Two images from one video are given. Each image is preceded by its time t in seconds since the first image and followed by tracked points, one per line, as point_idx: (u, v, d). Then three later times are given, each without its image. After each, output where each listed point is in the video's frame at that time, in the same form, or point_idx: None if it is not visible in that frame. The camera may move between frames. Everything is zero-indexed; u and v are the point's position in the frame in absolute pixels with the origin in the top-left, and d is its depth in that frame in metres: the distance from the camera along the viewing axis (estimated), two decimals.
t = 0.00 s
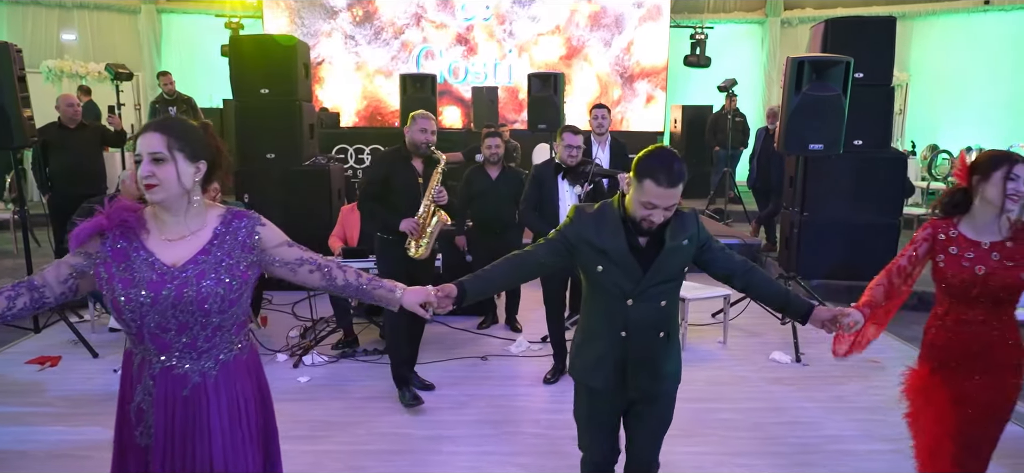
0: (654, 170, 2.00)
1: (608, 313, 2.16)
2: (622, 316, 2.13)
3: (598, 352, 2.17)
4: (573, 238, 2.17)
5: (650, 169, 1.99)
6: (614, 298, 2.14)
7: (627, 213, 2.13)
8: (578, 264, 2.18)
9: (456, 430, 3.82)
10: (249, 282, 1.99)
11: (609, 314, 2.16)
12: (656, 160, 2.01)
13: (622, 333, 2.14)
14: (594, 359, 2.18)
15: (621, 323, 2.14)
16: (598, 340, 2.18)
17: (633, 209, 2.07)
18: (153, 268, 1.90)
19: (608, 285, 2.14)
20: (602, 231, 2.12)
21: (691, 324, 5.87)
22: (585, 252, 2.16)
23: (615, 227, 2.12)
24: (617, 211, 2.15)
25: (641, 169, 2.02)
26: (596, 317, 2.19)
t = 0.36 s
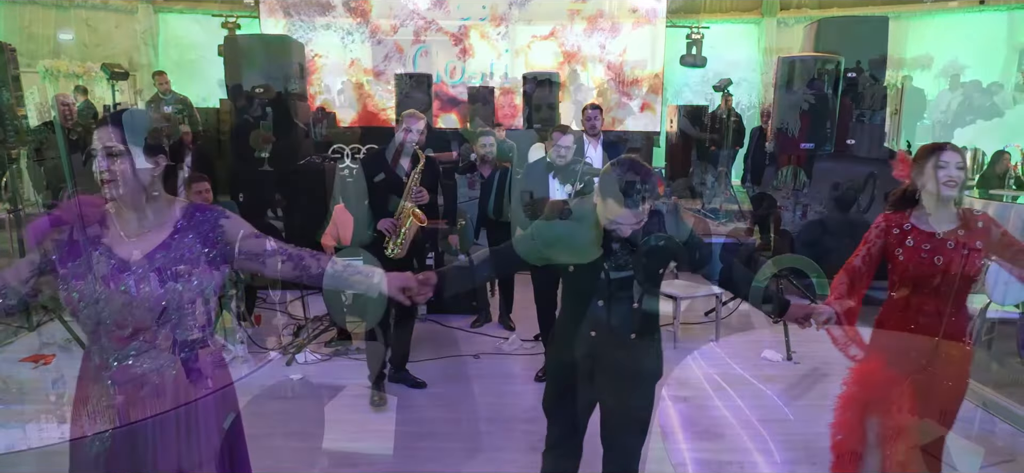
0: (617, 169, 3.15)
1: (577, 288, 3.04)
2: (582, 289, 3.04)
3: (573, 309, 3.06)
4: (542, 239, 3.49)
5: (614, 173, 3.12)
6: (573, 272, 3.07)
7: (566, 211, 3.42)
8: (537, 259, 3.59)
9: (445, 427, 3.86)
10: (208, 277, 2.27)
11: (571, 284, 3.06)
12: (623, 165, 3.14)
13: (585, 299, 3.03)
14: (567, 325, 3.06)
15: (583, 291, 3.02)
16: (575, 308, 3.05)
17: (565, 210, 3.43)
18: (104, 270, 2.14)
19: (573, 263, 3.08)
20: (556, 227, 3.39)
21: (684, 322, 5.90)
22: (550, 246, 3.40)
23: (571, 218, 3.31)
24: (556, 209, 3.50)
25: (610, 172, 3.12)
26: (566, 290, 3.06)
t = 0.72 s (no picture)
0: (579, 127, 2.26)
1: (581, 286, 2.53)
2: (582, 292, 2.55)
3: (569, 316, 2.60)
4: (543, 233, 2.46)
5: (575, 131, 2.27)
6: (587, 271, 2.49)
7: (583, 207, 2.27)
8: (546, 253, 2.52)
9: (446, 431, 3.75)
10: (197, 279, 2.36)
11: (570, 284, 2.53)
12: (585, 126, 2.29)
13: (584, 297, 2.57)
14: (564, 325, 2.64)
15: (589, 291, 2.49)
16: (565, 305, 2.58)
17: (582, 208, 2.27)
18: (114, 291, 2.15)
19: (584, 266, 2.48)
20: (578, 225, 2.36)
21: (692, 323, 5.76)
22: (562, 244, 2.43)
23: (598, 216, 2.29)
24: (570, 200, 2.30)
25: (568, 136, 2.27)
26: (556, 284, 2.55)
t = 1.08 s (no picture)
0: (588, 122, 2.06)
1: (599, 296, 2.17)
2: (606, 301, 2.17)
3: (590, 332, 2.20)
4: (552, 238, 2.16)
5: (585, 127, 2.06)
6: (604, 280, 2.17)
7: (592, 211, 1.87)
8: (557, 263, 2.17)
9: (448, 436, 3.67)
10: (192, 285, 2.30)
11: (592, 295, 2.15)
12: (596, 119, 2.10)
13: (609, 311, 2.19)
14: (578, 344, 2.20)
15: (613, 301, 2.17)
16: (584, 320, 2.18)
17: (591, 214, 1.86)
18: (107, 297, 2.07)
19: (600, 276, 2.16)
20: (588, 225, 2.08)
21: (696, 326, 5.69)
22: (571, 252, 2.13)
23: (606, 220, 1.90)
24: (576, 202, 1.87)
25: (576, 133, 2.07)
26: (577, 297, 2.17)
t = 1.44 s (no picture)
0: (590, 123, 1.99)
1: (608, 304, 2.08)
2: (613, 311, 2.09)
3: (598, 341, 2.13)
4: (563, 246, 2.10)
5: (586, 129, 2.00)
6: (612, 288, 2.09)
7: (586, 220, 1.78)
8: (569, 272, 2.11)
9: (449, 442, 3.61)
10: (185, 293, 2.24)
11: (599, 302, 2.08)
12: (602, 120, 2.00)
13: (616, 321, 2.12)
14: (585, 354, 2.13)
15: (620, 310, 2.10)
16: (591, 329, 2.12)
17: (585, 222, 1.77)
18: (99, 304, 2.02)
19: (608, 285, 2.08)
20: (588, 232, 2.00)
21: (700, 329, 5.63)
22: (581, 260, 2.06)
23: (604, 229, 1.80)
24: (570, 210, 1.79)
25: (577, 135, 2.01)
26: (581, 305, 2.11)
